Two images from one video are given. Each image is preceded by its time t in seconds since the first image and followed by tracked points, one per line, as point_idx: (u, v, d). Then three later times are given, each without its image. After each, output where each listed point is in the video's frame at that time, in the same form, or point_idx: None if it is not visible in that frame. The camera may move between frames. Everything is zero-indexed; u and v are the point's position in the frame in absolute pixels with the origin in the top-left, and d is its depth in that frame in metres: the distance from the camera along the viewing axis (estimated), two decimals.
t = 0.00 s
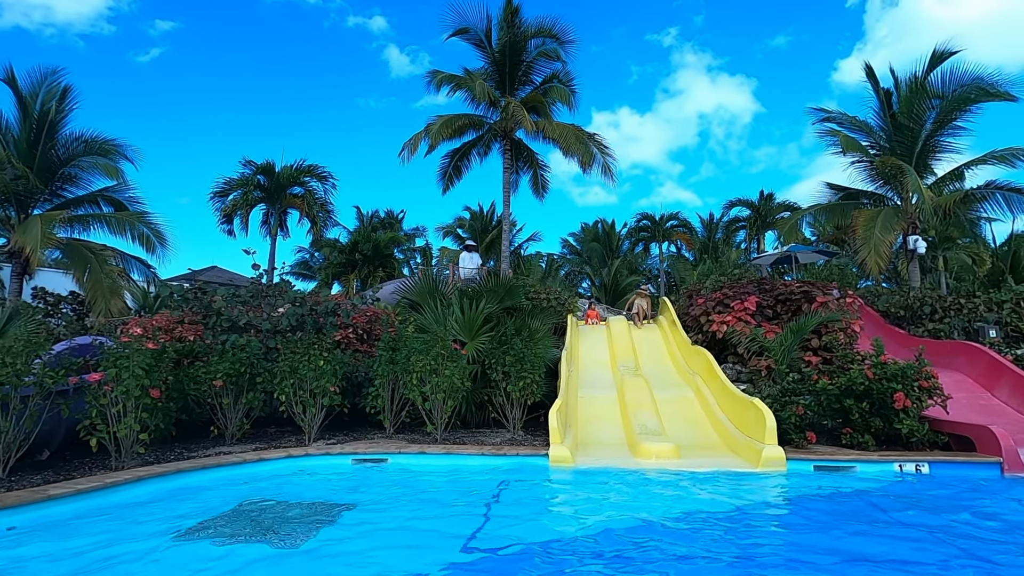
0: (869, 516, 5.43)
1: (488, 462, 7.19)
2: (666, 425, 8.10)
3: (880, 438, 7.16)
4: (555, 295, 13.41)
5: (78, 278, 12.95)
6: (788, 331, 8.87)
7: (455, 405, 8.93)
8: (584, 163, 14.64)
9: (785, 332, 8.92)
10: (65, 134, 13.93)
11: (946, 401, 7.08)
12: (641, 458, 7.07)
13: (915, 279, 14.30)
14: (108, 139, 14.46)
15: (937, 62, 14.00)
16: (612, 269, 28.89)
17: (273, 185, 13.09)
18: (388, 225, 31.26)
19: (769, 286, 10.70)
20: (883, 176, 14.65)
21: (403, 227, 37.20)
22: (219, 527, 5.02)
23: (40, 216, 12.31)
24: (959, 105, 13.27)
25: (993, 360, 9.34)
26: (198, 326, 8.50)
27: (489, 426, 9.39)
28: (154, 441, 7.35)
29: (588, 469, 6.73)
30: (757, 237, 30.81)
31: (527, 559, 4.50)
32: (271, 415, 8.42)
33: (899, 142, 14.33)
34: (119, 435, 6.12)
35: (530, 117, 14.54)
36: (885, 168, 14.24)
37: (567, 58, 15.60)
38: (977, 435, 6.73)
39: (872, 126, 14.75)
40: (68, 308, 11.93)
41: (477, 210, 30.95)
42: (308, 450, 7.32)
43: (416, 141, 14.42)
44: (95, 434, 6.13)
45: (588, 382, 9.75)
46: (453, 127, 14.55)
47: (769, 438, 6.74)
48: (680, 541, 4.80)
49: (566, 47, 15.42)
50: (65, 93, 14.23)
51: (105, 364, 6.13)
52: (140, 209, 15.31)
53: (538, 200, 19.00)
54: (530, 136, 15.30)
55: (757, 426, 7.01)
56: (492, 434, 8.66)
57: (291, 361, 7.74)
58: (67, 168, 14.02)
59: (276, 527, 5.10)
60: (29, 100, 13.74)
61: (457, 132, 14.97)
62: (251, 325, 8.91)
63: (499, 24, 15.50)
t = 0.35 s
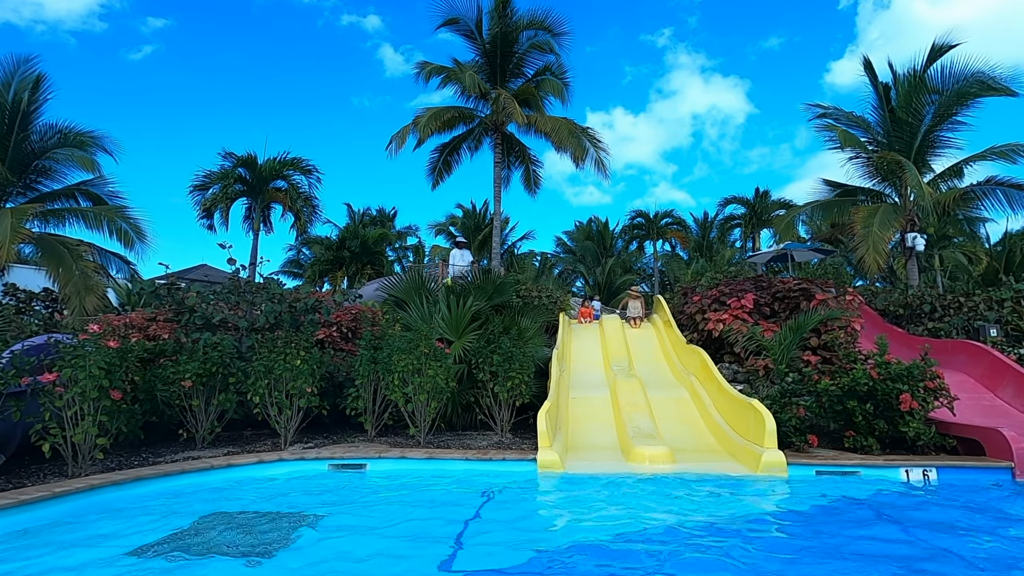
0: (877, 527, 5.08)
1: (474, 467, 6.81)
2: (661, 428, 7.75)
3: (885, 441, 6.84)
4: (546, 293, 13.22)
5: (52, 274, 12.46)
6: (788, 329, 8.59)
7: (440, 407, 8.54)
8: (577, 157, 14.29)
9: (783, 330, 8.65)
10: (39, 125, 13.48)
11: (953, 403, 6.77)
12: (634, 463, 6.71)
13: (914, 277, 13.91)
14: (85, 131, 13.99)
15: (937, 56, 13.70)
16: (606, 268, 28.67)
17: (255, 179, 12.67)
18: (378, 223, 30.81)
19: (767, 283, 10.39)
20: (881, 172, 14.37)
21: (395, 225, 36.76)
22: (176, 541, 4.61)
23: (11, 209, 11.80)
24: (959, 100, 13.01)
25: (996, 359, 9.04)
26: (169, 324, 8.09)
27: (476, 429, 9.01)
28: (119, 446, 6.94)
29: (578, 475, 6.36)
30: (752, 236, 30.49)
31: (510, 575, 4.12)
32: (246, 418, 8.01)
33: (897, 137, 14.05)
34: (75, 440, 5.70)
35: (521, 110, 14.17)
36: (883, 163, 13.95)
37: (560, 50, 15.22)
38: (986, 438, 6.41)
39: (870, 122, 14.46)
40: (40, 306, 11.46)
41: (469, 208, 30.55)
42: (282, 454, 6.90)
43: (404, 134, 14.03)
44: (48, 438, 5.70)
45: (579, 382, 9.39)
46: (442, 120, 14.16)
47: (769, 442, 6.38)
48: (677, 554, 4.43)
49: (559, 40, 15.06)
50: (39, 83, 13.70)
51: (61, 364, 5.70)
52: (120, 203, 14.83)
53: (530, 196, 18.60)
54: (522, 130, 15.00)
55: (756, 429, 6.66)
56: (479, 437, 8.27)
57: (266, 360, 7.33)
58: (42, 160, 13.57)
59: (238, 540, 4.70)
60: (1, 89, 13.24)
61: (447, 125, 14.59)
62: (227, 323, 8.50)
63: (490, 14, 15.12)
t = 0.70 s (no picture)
0: (891, 533, 4.77)
1: (462, 471, 6.44)
2: (658, 428, 7.42)
3: (892, 442, 6.54)
4: (540, 290, 12.93)
5: (28, 271, 11.99)
6: (789, 325, 8.25)
7: (428, 407, 8.19)
8: (571, 151, 13.97)
9: (786, 327, 8.30)
10: (16, 116, 13.16)
11: (964, 401, 6.46)
12: (630, 466, 6.38)
13: (915, 275, 13.64)
14: (63, 123, 13.58)
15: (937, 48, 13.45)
16: (600, 267, 28.45)
17: (238, 172, 12.27)
18: (370, 220, 30.41)
19: (766, 279, 10.10)
20: (880, 167, 14.11)
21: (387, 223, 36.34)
22: (136, 553, 4.24)
23: None
24: (959, 92, 12.75)
25: (1002, 356, 8.76)
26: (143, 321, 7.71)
27: (466, 430, 8.66)
28: (86, 449, 6.57)
29: (573, 479, 6.03)
30: (748, 233, 30.14)
31: None
32: (224, 419, 7.64)
33: (897, 131, 13.80)
34: (32, 444, 5.31)
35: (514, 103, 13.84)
36: (882, 158, 13.70)
37: (554, 42, 14.87)
38: (999, 438, 6.10)
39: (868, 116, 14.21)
40: (14, 304, 11.02)
41: (462, 206, 30.19)
42: (259, 458, 6.52)
43: (394, 127, 13.65)
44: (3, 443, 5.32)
45: (573, 381, 9.06)
46: (432, 112, 13.81)
47: (772, 443, 6.07)
48: (679, 565, 4.10)
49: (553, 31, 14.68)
50: (13, 71, 13.14)
51: (17, 363, 5.32)
52: (101, 198, 14.36)
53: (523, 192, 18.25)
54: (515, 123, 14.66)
55: (759, 430, 6.34)
56: (468, 439, 7.92)
57: (243, 359, 6.95)
58: (19, 153, 13.20)
59: (204, 551, 4.33)
60: None
61: (437, 117, 14.24)
62: (204, 320, 8.11)
63: (481, 5, 14.78)
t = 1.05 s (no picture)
0: (916, 550, 4.43)
1: (454, 481, 6.06)
2: (659, 433, 7.08)
3: (908, 449, 6.21)
4: (536, 290, 12.59)
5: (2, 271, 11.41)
6: (798, 327, 7.66)
7: (419, 412, 7.83)
8: (568, 147, 13.63)
9: (793, 327, 7.78)
10: None
11: (982, 406, 6.13)
12: (631, 474, 6.03)
13: (915, 275, 13.50)
14: (42, 118, 13.12)
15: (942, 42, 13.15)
16: (597, 266, 28.05)
17: (224, 169, 11.88)
18: (363, 219, 29.99)
19: (770, 278, 9.77)
20: (883, 164, 13.81)
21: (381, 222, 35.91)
22: None
23: None
24: (965, 87, 12.45)
25: (1013, 357, 8.35)
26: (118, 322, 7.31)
27: (459, 435, 8.30)
28: (56, 459, 6.21)
29: (571, 490, 5.67)
30: (747, 232, 29.63)
31: None
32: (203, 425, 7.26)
33: (900, 127, 13.50)
34: None
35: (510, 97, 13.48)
36: (886, 154, 13.40)
37: (551, 36, 14.47)
38: (1021, 446, 5.77)
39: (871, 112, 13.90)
40: None
41: (457, 205, 29.80)
42: (237, 468, 6.12)
43: (385, 122, 13.25)
44: None
45: (571, 384, 8.71)
46: (425, 106, 13.43)
47: (782, 451, 5.72)
48: None
49: (550, 25, 14.28)
50: None
51: None
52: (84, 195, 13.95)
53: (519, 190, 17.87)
54: (511, 118, 14.38)
55: (768, 437, 5.99)
56: (461, 446, 7.55)
57: (222, 362, 6.56)
58: None
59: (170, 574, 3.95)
60: None
61: (430, 111, 13.88)
62: (184, 321, 7.71)
63: None
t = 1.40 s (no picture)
0: (929, 559, 4.18)
1: (441, 487, 5.78)
2: (656, 436, 6.81)
3: (914, 452, 5.98)
4: (530, 288, 12.32)
5: None
6: (800, 325, 7.26)
7: (407, 414, 7.56)
8: (562, 143, 13.38)
9: (795, 324, 7.36)
10: None
11: (991, 408, 5.90)
12: (627, 480, 5.76)
13: (915, 273, 13.27)
14: (24, 112, 12.85)
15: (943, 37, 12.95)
16: (593, 267, 28.33)
17: (210, 164, 11.59)
18: (357, 218, 29.67)
19: (769, 276, 9.54)
20: (883, 161, 13.60)
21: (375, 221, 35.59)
22: None
23: None
24: (966, 83, 12.24)
25: (1016, 358, 8.02)
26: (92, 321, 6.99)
27: (449, 438, 8.03)
28: (22, 464, 5.92)
29: (565, 497, 5.39)
30: (744, 231, 29.34)
31: None
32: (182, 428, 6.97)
33: (900, 123, 13.29)
34: None
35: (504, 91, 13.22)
36: (886, 151, 13.18)
37: (546, 29, 14.24)
38: None
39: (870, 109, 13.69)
40: None
41: (452, 204, 29.48)
42: (212, 473, 5.82)
43: (376, 117, 12.97)
44: None
45: (565, 385, 8.45)
46: (417, 100, 13.15)
47: (785, 455, 5.47)
48: None
49: (544, 18, 14.04)
50: None
51: None
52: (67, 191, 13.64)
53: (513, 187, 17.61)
54: (504, 113, 14.12)
55: (769, 440, 5.74)
56: (450, 449, 7.28)
57: (199, 362, 6.27)
58: None
59: None
60: None
61: (422, 106, 13.61)
62: (162, 320, 7.40)
63: None
